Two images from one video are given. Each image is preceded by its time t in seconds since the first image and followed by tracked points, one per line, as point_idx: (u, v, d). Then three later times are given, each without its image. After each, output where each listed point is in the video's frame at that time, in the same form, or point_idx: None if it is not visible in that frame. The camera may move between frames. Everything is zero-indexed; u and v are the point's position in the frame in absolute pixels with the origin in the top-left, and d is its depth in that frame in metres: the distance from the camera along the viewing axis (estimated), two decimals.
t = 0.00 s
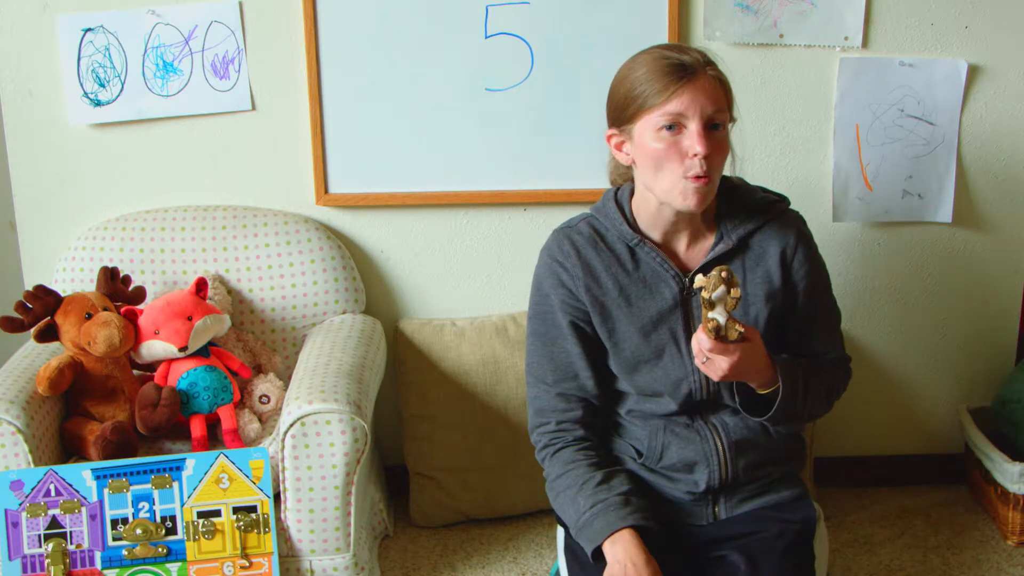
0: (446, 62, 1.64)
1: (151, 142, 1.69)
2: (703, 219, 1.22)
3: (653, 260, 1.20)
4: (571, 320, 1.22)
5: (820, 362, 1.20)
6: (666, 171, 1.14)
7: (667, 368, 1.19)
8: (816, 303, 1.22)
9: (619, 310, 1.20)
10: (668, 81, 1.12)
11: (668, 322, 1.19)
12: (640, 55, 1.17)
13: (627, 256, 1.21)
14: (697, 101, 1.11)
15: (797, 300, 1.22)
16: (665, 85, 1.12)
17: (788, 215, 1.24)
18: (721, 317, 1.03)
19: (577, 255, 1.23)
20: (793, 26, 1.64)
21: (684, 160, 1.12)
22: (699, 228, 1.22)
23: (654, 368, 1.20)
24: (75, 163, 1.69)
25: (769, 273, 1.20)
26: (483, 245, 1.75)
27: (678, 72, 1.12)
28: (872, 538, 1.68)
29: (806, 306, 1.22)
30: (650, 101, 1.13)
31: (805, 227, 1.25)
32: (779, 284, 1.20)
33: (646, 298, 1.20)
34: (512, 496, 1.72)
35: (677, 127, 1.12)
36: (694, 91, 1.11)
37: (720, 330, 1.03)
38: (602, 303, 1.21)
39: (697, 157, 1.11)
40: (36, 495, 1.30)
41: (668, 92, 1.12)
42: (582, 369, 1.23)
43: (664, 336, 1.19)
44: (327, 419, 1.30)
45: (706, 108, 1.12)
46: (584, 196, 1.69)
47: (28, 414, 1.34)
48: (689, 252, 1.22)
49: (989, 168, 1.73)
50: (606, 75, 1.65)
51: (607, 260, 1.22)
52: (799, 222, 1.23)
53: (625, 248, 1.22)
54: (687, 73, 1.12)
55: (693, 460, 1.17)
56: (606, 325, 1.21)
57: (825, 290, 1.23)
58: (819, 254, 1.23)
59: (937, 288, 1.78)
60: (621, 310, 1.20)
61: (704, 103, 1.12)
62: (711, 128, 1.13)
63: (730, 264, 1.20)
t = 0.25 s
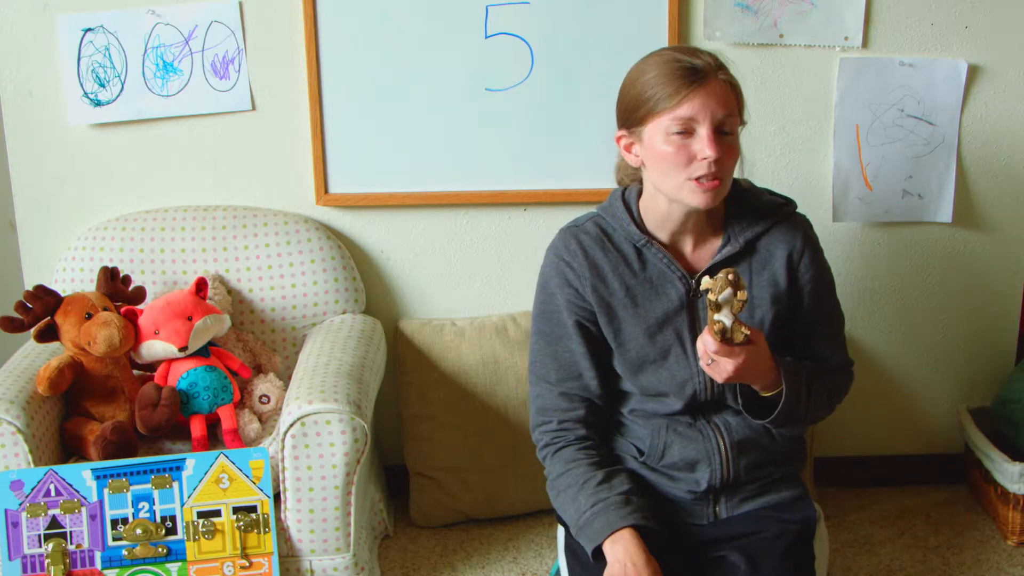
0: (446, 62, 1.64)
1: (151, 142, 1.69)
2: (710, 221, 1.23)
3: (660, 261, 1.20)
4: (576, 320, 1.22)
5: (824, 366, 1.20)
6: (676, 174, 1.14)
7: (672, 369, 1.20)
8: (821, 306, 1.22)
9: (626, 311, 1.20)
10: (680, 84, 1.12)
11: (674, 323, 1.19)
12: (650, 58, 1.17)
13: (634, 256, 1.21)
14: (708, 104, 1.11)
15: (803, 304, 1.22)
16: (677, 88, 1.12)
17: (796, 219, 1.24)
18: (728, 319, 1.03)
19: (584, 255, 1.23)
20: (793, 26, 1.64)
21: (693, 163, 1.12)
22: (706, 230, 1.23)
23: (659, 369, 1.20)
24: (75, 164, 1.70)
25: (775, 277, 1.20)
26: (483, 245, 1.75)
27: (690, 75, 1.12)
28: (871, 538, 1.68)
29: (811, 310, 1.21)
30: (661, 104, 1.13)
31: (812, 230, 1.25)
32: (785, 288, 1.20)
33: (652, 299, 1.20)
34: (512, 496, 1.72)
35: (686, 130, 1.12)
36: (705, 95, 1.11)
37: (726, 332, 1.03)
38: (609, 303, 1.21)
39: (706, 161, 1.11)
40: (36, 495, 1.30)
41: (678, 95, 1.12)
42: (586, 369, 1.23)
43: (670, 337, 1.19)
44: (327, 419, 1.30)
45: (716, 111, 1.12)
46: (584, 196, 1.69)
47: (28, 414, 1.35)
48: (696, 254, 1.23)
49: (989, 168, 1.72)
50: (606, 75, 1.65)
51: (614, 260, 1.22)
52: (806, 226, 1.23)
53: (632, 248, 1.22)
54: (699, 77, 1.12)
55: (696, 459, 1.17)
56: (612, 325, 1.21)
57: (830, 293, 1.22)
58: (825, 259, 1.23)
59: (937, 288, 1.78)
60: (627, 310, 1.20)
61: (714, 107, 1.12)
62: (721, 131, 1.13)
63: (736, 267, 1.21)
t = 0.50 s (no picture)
0: (446, 62, 1.64)
1: (151, 142, 1.69)
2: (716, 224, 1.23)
3: (665, 263, 1.20)
4: (580, 322, 1.22)
5: (826, 368, 1.21)
6: (683, 175, 1.14)
7: (676, 371, 1.20)
8: (823, 308, 1.22)
9: (630, 313, 1.20)
10: (687, 85, 1.12)
11: (678, 326, 1.19)
12: (657, 60, 1.17)
13: (638, 258, 1.21)
14: (716, 105, 1.11)
15: (806, 305, 1.22)
16: (685, 88, 1.12)
17: (801, 221, 1.24)
18: (739, 302, 1.02)
19: (589, 257, 1.23)
20: (793, 26, 1.64)
21: (701, 163, 1.12)
22: (711, 232, 1.23)
23: (662, 371, 1.21)
24: (75, 164, 1.70)
25: (780, 279, 1.20)
26: (483, 245, 1.75)
27: (697, 76, 1.12)
28: (872, 538, 1.68)
29: (814, 311, 1.22)
30: (668, 104, 1.14)
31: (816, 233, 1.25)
32: (789, 290, 1.20)
33: (656, 301, 1.20)
34: (512, 496, 1.72)
35: (694, 131, 1.13)
36: (713, 96, 1.11)
37: (738, 315, 1.03)
38: (613, 306, 1.21)
39: (714, 162, 1.11)
40: (36, 495, 1.30)
41: (686, 96, 1.12)
42: (589, 369, 1.23)
43: (674, 340, 1.19)
44: (327, 419, 1.30)
45: (724, 112, 1.12)
46: (584, 195, 1.69)
47: (28, 414, 1.34)
48: (701, 255, 1.23)
49: (989, 169, 1.73)
50: (606, 75, 1.65)
51: (618, 262, 1.22)
52: (811, 229, 1.23)
53: (636, 250, 1.22)
54: (707, 77, 1.12)
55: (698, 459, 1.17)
56: (616, 327, 1.21)
57: (833, 294, 1.22)
58: (829, 262, 1.23)
59: (937, 288, 1.78)
60: (631, 312, 1.20)
61: (722, 108, 1.12)
62: (729, 132, 1.13)
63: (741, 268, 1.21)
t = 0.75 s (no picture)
0: (446, 62, 1.64)
1: (151, 142, 1.69)
2: (717, 226, 1.23)
3: (666, 264, 1.20)
4: (582, 322, 1.23)
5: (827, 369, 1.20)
6: (684, 181, 1.14)
7: (676, 372, 1.20)
8: (823, 309, 1.22)
9: (631, 314, 1.21)
10: (689, 91, 1.12)
11: (679, 327, 1.20)
12: (659, 64, 1.17)
13: (639, 259, 1.22)
14: (717, 112, 1.11)
15: (807, 308, 1.22)
16: (686, 95, 1.12)
17: (802, 223, 1.25)
18: (756, 330, 1.05)
19: (590, 258, 1.23)
20: (793, 26, 1.64)
21: (701, 170, 1.12)
22: (712, 234, 1.23)
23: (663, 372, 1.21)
24: (75, 164, 1.70)
25: (781, 282, 1.21)
26: (483, 244, 1.75)
27: (698, 82, 1.12)
28: (871, 538, 1.68)
29: (818, 313, 1.22)
30: (670, 110, 1.13)
31: (817, 235, 1.26)
32: (790, 293, 1.21)
33: (657, 303, 1.20)
34: (512, 496, 1.72)
35: (695, 137, 1.13)
36: (714, 102, 1.11)
37: (757, 343, 1.05)
38: (614, 306, 1.21)
39: (715, 168, 1.11)
40: (36, 495, 1.30)
41: (687, 103, 1.12)
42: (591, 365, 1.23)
43: (675, 341, 1.20)
44: (327, 419, 1.30)
45: (725, 118, 1.12)
46: (583, 195, 1.69)
47: (28, 414, 1.34)
48: (701, 257, 1.23)
49: (989, 169, 1.73)
50: (606, 75, 1.65)
51: (620, 263, 1.22)
52: (812, 231, 1.24)
53: (638, 251, 1.22)
54: (709, 83, 1.12)
55: (698, 460, 1.18)
56: (617, 328, 1.21)
57: (834, 298, 1.23)
58: (831, 266, 1.24)
59: (937, 288, 1.78)
60: (632, 313, 1.21)
61: (723, 114, 1.12)
62: (730, 138, 1.13)
63: (742, 271, 1.21)
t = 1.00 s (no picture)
0: (446, 62, 1.64)
1: (151, 143, 1.69)
2: (718, 227, 1.23)
3: (667, 266, 1.20)
4: (582, 324, 1.23)
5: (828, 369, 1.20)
6: (684, 183, 1.14)
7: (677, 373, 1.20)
8: (823, 308, 1.22)
9: (632, 316, 1.21)
10: (689, 94, 1.12)
11: (680, 329, 1.20)
12: (659, 66, 1.17)
13: (640, 261, 1.22)
14: (718, 115, 1.11)
15: (809, 308, 1.22)
16: (687, 98, 1.12)
17: (804, 224, 1.25)
18: (761, 326, 1.04)
19: (590, 260, 1.23)
20: (793, 26, 1.64)
21: (701, 173, 1.13)
22: (713, 235, 1.23)
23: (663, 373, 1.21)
24: (75, 164, 1.70)
25: (782, 283, 1.21)
26: (483, 245, 1.75)
27: (699, 84, 1.12)
28: (871, 538, 1.68)
29: (819, 313, 1.22)
30: (671, 113, 1.13)
31: (818, 235, 1.26)
32: (791, 294, 1.21)
33: (658, 304, 1.20)
34: (512, 496, 1.72)
35: (695, 140, 1.13)
36: (715, 105, 1.11)
37: (762, 339, 1.04)
38: (615, 308, 1.21)
39: (715, 171, 1.11)
40: (36, 495, 1.30)
41: (687, 106, 1.12)
42: (591, 366, 1.23)
43: (675, 343, 1.20)
44: (327, 419, 1.30)
45: (725, 121, 1.11)
46: (583, 195, 1.69)
47: (28, 414, 1.34)
48: (701, 258, 1.23)
49: (989, 169, 1.73)
50: (606, 75, 1.65)
51: (620, 265, 1.22)
52: (813, 232, 1.24)
53: (639, 253, 1.22)
54: (709, 86, 1.12)
55: (698, 460, 1.18)
56: (618, 330, 1.21)
57: (835, 298, 1.23)
58: (832, 266, 1.24)
59: (937, 288, 1.78)
60: (633, 315, 1.21)
61: (723, 117, 1.11)
62: (730, 140, 1.13)
63: (743, 272, 1.21)
